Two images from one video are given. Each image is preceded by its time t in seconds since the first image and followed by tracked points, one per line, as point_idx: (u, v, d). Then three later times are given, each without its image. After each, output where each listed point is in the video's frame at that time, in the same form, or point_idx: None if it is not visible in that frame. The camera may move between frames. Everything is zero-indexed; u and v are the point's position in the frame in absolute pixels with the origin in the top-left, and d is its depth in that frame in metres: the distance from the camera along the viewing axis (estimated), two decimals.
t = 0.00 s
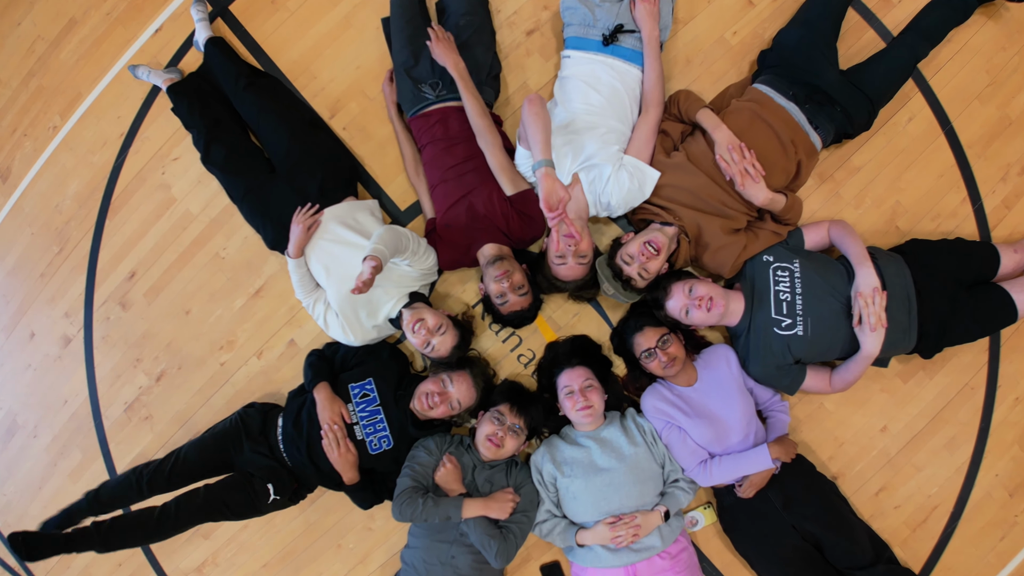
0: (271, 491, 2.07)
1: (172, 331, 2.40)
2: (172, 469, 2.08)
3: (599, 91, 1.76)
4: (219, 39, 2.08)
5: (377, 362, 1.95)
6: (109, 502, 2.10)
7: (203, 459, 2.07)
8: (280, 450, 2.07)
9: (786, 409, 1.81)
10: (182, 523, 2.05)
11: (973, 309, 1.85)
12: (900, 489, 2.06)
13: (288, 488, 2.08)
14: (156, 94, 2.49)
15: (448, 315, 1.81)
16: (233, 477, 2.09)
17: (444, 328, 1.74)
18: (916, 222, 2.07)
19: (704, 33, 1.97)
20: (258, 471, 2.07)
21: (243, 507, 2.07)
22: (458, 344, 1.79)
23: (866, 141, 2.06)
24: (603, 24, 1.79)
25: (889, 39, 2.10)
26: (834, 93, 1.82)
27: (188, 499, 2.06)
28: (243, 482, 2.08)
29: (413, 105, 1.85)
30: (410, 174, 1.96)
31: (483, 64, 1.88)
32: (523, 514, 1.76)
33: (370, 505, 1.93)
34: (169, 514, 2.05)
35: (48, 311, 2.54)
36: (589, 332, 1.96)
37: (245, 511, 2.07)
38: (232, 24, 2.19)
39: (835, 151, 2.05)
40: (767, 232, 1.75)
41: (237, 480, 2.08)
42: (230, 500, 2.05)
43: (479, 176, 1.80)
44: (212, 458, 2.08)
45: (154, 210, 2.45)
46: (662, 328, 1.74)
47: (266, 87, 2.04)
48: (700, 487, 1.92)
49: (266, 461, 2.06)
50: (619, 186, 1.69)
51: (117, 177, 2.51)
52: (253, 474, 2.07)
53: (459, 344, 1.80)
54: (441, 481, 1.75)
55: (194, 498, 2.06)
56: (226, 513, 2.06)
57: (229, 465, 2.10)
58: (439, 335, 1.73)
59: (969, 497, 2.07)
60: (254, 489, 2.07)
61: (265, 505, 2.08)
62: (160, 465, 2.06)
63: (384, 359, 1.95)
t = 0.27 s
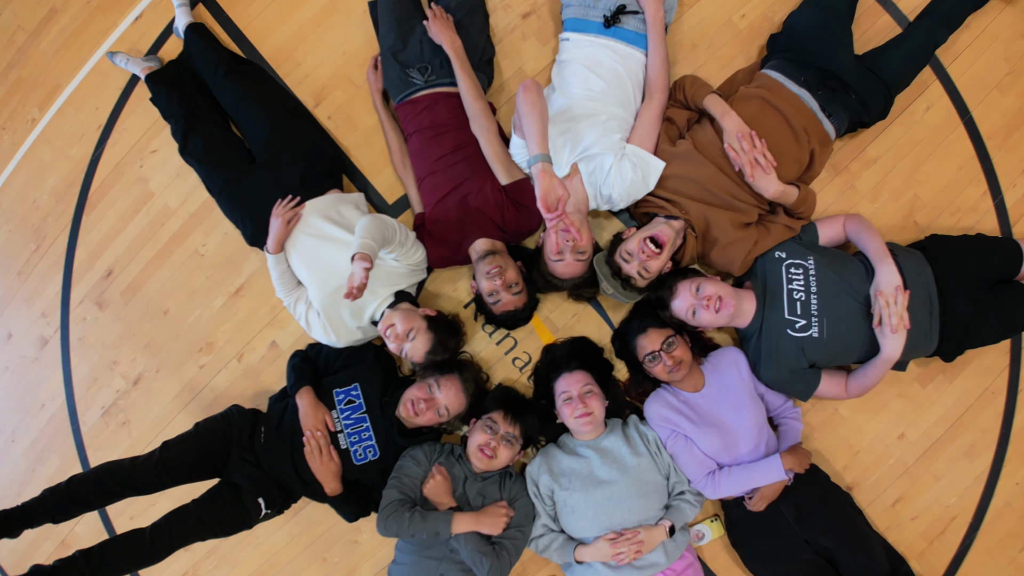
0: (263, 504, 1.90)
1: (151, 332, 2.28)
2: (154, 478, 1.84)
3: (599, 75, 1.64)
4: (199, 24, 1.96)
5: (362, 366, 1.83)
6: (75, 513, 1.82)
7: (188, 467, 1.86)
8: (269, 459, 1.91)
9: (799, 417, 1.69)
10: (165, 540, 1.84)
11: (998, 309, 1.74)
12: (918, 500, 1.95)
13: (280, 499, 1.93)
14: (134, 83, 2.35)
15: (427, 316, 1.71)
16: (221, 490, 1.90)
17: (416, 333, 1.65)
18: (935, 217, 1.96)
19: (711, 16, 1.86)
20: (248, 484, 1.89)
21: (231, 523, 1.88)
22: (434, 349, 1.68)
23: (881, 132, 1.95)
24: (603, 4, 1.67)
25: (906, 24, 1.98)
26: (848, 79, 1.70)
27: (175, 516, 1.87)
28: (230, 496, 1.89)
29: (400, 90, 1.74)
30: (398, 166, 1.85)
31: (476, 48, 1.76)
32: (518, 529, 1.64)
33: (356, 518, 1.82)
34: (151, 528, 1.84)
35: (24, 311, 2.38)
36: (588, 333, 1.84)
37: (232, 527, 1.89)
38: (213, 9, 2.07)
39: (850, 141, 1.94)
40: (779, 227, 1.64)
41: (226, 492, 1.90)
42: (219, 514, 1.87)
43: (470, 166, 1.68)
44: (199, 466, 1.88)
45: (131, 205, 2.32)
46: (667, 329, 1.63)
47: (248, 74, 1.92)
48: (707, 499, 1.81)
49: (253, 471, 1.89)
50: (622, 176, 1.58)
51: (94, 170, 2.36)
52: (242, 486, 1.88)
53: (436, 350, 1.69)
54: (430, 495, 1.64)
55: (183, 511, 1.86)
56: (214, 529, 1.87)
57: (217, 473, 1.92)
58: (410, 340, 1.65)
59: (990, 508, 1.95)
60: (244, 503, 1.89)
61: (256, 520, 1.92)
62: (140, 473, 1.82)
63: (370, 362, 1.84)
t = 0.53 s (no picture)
0: (257, 512, 1.70)
1: (126, 333, 2.16)
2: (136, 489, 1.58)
3: (598, 58, 1.53)
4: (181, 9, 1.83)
5: (347, 372, 1.71)
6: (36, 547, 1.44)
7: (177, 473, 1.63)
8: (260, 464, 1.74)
9: (812, 428, 1.58)
10: (139, 563, 1.54)
11: None
12: (936, 512, 1.83)
13: (274, 507, 1.75)
14: (111, 72, 2.22)
15: (415, 320, 1.59)
16: (214, 496, 1.68)
17: (403, 339, 1.54)
18: (954, 211, 1.84)
19: None
20: (242, 490, 1.70)
21: (219, 537, 1.64)
22: (424, 356, 1.57)
23: (897, 122, 1.83)
24: None
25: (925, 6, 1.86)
26: (866, 63, 1.59)
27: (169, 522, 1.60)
28: (224, 503, 1.67)
29: (386, 76, 1.62)
30: (383, 158, 1.74)
31: (466, 31, 1.64)
32: (511, 548, 1.53)
33: (342, 535, 1.70)
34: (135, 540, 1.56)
35: None
36: (586, 336, 1.72)
37: (223, 538, 1.65)
38: None
39: (865, 131, 1.83)
40: (792, 221, 1.52)
41: (215, 499, 1.67)
42: (204, 527, 1.62)
43: (460, 156, 1.56)
44: (185, 474, 1.63)
45: (106, 199, 2.20)
46: (672, 332, 1.53)
47: (229, 62, 1.79)
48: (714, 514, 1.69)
49: (245, 477, 1.71)
50: (623, 167, 1.46)
51: (70, 164, 2.23)
52: (237, 491, 1.69)
53: (426, 357, 1.58)
54: (419, 512, 1.54)
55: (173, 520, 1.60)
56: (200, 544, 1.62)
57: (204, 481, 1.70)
58: (399, 348, 1.54)
59: (1014, 522, 1.83)
60: (239, 510, 1.67)
61: (248, 529, 1.70)
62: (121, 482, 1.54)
63: (358, 368, 1.71)
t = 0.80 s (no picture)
0: (238, 525, 1.56)
1: (98, 336, 2.04)
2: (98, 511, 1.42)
3: (597, 39, 1.41)
4: None
5: (327, 377, 1.59)
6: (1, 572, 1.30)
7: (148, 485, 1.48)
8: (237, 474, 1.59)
9: (829, 441, 1.47)
10: None
11: None
12: (957, 526, 1.71)
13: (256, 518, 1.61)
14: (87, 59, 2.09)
15: (401, 319, 1.48)
16: (191, 508, 1.53)
17: (387, 338, 1.43)
18: (978, 206, 1.72)
19: None
20: (220, 500, 1.55)
21: (198, 554, 1.50)
22: (411, 359, 1.46)
23: (916, 111, 1.72)
24: None
25: None
26: (886, 45, 1.48)
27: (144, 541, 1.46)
28: (201, 516, 1.52)
29: (369, 59, 1.50)
30: (368, 148, 1.63)
31: (455, 11, 1.53)
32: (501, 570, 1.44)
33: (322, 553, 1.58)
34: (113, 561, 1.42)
35: None
36: (584, 339, 1.60)
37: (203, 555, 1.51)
38: None
39: (883, 120, 1.72)
40: (807, 216, 1.41)
41: (192, 512, 1.53)
42: (182, 545, 1.47)
43: (448, 145, 1.45)
44: (157, 484, 1.49)
45: (79, 194, 2.07)
46: (678, 336, 1.42)
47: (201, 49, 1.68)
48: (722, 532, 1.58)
49: (222, 488, 1.57)
50: (625, 156, 1.35)
51: (41, 157, 2.10)
52: (214, 503, 1.55)
53: (413, 360, 1.47)
54: (404, 529, 1.44)
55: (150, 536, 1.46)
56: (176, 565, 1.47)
57: (179, 493, 1.56)
58: (383, 348, 1.43)
59: None
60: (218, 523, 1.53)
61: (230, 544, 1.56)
62: (85, 500, 1.38)
63: (340, 373, 1.59)
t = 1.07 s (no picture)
0: (191, 550, 1.45)
1: (67, 340, 1.93)
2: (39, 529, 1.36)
3: (599, 17, 1.30)
4: None
5: (305, 384, 1.48)
6: None
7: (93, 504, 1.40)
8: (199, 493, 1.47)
9: (849, 454, 1.36)
10: None
11: None
12: (982, 542, 1.59)
13: (213, 542, 1.49)
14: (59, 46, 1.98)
15: (382, 317, 1.39)
16: (141, 531, 1.44)
17: (365, 334, 1.33)
18: (1005, 200, 1.61)
19: None
20: (172, 524, 1.45)
21: None
22: (390, 358, 1.36)
23: (938, 99, 1.60)
24: None
25: None
26: (911, 25, 1.36)
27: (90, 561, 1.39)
28: (152, 540, 1.43)
29: (352, 39, 1.39)
30: (351, 137, 1.51)
31: None
32: None
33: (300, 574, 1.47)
34: None
35: None
36: (581, 342, 1.49)
37: None
38: None
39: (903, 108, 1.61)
40: (827, 209, 1.30)
41: (143, 534, 1.44)
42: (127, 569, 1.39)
43: (435, 133, 1.34)
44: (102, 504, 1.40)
45: (49, 191, 1.95)
46: (686, 340, 1.31)
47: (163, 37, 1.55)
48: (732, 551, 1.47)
49: (177, 509, 1.44)
50: (629, 144, 1.24)
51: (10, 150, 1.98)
52: (166, 526, 1.44)
53: (393, 359, 1.37)
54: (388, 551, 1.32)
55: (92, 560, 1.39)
56: None
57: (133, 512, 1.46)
58: (361, 345, 1.33)
59: None
60: (168, 549, 1.43)
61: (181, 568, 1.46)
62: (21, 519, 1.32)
63: (318, 381, 1.48)
